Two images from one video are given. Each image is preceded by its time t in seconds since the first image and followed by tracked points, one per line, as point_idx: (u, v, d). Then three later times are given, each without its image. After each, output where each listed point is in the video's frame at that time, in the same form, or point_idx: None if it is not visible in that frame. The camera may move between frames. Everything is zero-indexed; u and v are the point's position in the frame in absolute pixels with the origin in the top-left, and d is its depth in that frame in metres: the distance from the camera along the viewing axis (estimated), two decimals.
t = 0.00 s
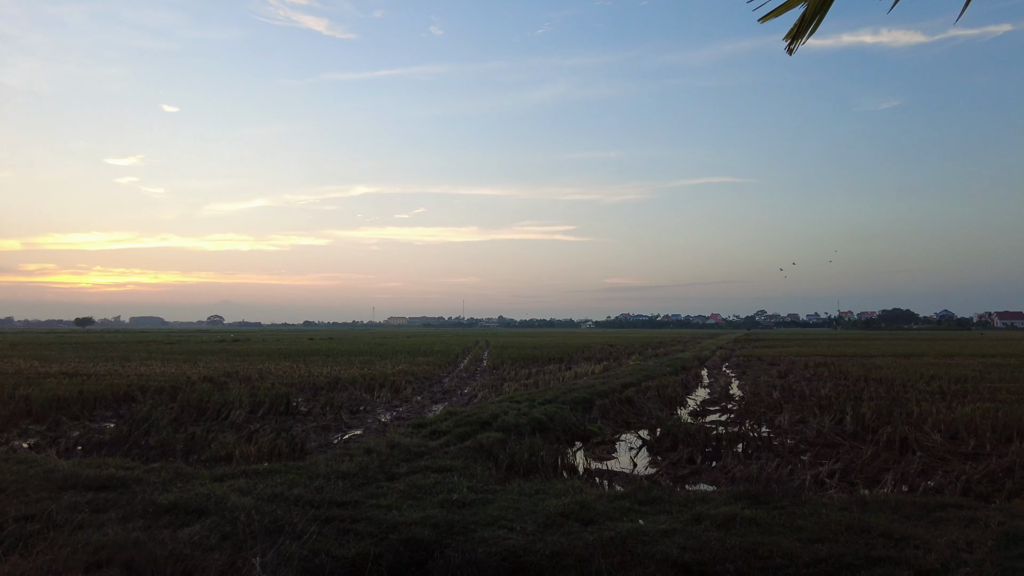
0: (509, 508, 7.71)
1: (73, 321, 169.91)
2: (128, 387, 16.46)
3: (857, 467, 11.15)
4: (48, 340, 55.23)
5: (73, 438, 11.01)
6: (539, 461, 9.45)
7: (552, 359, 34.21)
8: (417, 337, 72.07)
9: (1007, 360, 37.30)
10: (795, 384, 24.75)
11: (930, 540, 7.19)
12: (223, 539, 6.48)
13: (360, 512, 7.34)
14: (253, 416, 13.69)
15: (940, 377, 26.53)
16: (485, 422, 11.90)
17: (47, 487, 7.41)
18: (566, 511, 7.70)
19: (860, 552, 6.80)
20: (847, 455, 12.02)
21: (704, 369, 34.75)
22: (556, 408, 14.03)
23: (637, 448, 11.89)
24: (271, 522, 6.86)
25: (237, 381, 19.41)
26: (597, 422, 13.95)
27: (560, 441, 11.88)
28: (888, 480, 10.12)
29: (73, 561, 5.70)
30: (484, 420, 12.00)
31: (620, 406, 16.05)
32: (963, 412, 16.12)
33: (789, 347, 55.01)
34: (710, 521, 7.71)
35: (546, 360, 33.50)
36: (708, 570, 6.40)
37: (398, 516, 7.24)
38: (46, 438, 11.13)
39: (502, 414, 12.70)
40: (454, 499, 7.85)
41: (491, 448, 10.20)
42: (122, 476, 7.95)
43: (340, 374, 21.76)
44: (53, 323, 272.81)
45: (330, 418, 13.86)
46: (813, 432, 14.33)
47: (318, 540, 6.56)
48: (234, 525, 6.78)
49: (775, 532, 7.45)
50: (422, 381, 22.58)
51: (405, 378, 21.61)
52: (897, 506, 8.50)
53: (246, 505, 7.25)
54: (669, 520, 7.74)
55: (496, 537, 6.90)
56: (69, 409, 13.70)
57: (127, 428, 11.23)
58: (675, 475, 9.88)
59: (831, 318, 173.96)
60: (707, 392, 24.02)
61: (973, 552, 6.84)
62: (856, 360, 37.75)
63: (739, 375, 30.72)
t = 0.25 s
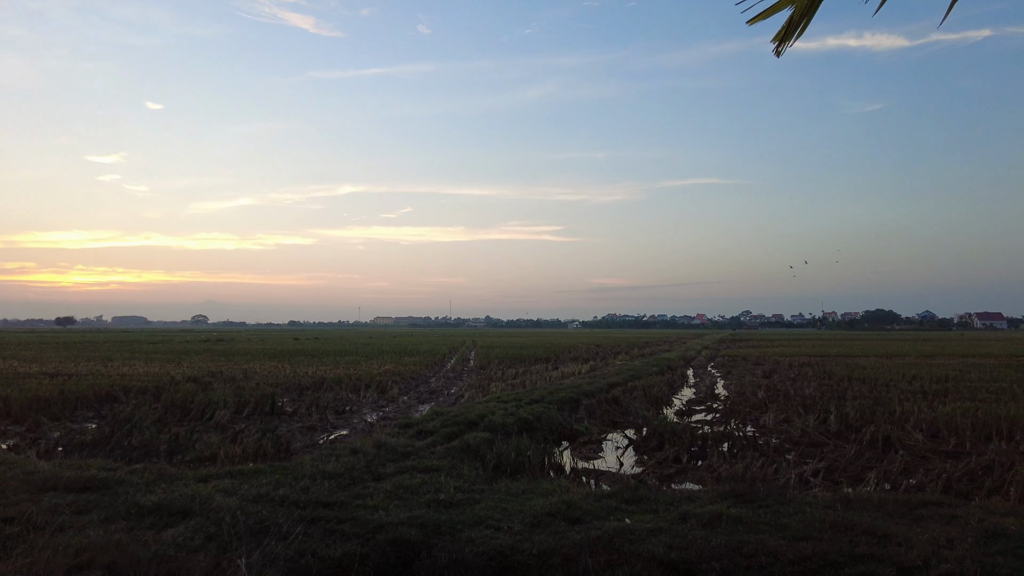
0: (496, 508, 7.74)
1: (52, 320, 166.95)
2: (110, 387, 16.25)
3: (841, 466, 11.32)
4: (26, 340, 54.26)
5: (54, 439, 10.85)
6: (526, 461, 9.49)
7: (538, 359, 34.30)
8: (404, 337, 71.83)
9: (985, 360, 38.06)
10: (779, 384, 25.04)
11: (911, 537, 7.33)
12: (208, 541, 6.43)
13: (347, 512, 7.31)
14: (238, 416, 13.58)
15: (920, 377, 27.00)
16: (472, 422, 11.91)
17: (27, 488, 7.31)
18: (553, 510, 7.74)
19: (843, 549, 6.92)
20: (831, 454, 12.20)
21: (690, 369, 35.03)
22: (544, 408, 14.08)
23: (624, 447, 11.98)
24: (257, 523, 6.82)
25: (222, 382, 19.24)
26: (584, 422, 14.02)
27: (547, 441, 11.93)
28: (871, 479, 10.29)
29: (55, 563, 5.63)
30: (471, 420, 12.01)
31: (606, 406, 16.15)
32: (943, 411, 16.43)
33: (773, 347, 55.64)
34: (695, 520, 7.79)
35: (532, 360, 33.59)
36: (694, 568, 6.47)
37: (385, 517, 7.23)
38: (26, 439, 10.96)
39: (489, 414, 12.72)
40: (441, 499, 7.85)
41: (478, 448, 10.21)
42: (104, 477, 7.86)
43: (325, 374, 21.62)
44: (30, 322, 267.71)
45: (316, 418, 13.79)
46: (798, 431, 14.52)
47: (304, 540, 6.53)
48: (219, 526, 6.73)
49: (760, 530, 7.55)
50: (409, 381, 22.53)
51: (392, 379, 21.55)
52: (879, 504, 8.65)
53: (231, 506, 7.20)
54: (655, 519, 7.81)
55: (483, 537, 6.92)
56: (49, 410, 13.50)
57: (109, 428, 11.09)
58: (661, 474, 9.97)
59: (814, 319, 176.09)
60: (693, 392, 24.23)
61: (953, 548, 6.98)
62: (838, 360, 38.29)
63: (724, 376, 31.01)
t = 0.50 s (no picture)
0: (488, 507, 7.73)
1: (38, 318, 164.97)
2: (98, 386, 16.08)
3: (831, 465, 11.41)
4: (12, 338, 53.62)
5: (41, 439, 10.71)
6: (518, 461, 9.49)
7: (530, 359, 34.33)
8: (395, 336, 71.67)
9: (971, 360, 38.49)
10: (770, 384, 25.21)
11: (901, 535, 7.40)
12: (198, 541, 6.38)
13: (338, 512, 7.28)
14: (228, 415, 13.49)
15: (908, 376, 27.28)
16: (464, 421, 11.90)
17: (14, 488, 7.22)
18: (546, 510, 7.75)
19: (834, 547, 6.98)
20: (821, 453, 12.30)
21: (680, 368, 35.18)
22: (535, 407, 14.10)
23: (615, 447, 12.02)
24: (249, 523, 6.78)
25: (212, 381, 19.10)
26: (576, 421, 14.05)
27: (539, 440, 11.94)
28: (861, 477, 10.38)
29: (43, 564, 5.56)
30: (463, 420, 12.00)
31: (598, 405, 16.19)
32: (931, 410, 16.61)
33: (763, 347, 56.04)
34: (687, 519, 7.83)
35: (523, 359, 33.63)
36: (686, 567, 6.50)
37: (378, 516, 7.21)
38: (13, 438, 10.83)
39: (481, 413, 12.71)
40: (433, 498, 7.84)
41: (470, 448, 10.20)
42: (92, 477, 7.78)
43: (316, 373, 21.51)
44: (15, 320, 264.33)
45: (307, 417, 13.72)
46: (788, 430, 14.63)
47: (296, 540, 6.49)
48: (210, 525, 6.68)
49: (752, 529, 7.60)
50: (400, 380, 22.47)
51: (383, 378, 21.49)
52: (869, 502, 8.74)
53: (222, 505, 7.14)
54: (647, 518, 7.85)
55: (476, 536, 6.91)
56: (36, 409, 13.34)
57: (97, 427, 10.98)
58: (652, 473, 10.01)
59: (803, 318, 177.44)
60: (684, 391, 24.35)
61: (942, 546, 7.07)
62: (827, 359, 38.61)
63: (714, 375, 31.19)
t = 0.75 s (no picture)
0: (489, 506, 7.74)
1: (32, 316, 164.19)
2: (94, 384, 16.02)
3: (829, 463, 11.46)
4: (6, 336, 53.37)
5: (38, 437, 10.67)
6: (518, 459, 9.50)
7: (526, 358, 34.38)
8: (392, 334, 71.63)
9: (967, 360, 38.63)
10: (767, 383, 25.29)
11: (900, 533, 7.44)
12: (199, 539, 6.36)
13: (339, 510, 7.27)
14: (226, 414, 13.46)
15: (904, 376, 27.40)
16: (462, 420, 11.91)
17: (13, 487, 7.19)
18: (546, 508, 7.76)
19: (834, 545, 7.01)
20: (818, 452, 12.35)
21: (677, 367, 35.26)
22: (534, 406, 14.10)
23: (613, 446, 12.04)
24: (249, 521, 6.77)
25: (208, 379, 19.06)
26: (575, 420, 14.07)
27: (537, 439, 11.95)
28: (859, 476, 10.42)
29: (45, 562, 5.55)
30: (461, 419, 11.99)
31: (595, 404, 16.23)
32: (928, 409, 16.70)
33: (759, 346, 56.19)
34: (688, 517, 7.85)
35: (520, 358, 33.67)
36: (687, 565, 6.52)
37: (378, 514, 7.20)
38: (10, 437, 10.78)
39: (479, 412, 12.71)
40: (434, 497, 7.84)
41: (469, 446, 10.20)
42: (92, 475, 7.75)
43: (313, 371, 21.49)
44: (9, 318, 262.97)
45: (305, 416, 13.69)
46: (785, 429, 14.68)
47: (297, 538, 6.48)
48: (211, 524, 6.67)
49: (752, 527, 7.63)
50: (398, 379, 22.45)
51: (381, 377, 21.48)
52: (868, 501, 8.78)
53: (222, 504, 7.13)
54: (648, 516, 7.86)
55: (477, 535, 6.92)
56: (32, 407, 13.28)
57: (95, 425, 10.93)
58: (651, 472, 10.04)
59: (799, 318, 177.98)
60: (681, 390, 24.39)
61: (941, 544, 7.11)
62: (823, 359, 38.77)
63: (711, 374, 31.29)
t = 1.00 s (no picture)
0: (493, 504, 7.69)
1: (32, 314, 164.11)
2: (95, 382, 15.97)
3: (833, 463, 11.43)
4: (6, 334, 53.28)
5: (38, 435, 10.61)
6: (521, 458, 9.46)
7: (527, 357, 34.33)
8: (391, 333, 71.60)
9: (968, 360, 38.57)
10: (768, 382, 25.26)
11: (908, 533, 7.40)
12: (204, 537, 6.32)
13: (343, 509, 7.22)
14: (227, 412, 13.41)
15: (905, 375, 27.36)
16: (465, 418, 11.86)
17: (16, 484, 7.14)
18: (551, 507, 7.72)
19: (842, 545, 6.96)
20: (822, 451, 12.31)
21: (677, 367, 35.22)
22: (536, 405, 14.06)
23: (616, 445, 12.00)
24: (254, 519, 6.72)
25: (209, 377, 19.01)
26: (577, 419, 14.01)
27: (540, 438, 11.90)
28: (863, 475, 10.39)
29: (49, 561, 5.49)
30: (464, 417, 11.95)
31: (597, 403, 16.18)
32: (930, 409, 16.66)
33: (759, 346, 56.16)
34: (694, 516, 7.80)
35: (520, 357, 33.63)
36: (695, 565, 6.47)
37: (383, 513, 7.16)
38: (11, 435, 10.72)
39: (482, 411, 12.67)
40: (438, 495, 7.79)
41: (472, 445, 10.16)
42: (94, 473, 7.70)
43: (314, 370, 21.46)
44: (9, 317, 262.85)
45: (306, 414, 13.64)
46: (788, 429, 14.64)
47: (302, 537, 6.43)
48: (215, 522, 6.62)
49: (759, 526, 7.58)
50: (399, 378, 22.41)
51: (382, 375, 21.43)
52: (874, 500, 8.74)
53: (226, 502, 7.08)
54: (653, 515, 7.82)
55: (483, 534, 6.87)
56: (33, 405, 13.23)
57: (97, 423, 10.88)
58: (655, 471, 9.99)
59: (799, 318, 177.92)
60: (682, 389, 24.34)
61: (950, 544, 7.06)
62: (824, 358, 38.73)
63: (712, 374, 31.26)
